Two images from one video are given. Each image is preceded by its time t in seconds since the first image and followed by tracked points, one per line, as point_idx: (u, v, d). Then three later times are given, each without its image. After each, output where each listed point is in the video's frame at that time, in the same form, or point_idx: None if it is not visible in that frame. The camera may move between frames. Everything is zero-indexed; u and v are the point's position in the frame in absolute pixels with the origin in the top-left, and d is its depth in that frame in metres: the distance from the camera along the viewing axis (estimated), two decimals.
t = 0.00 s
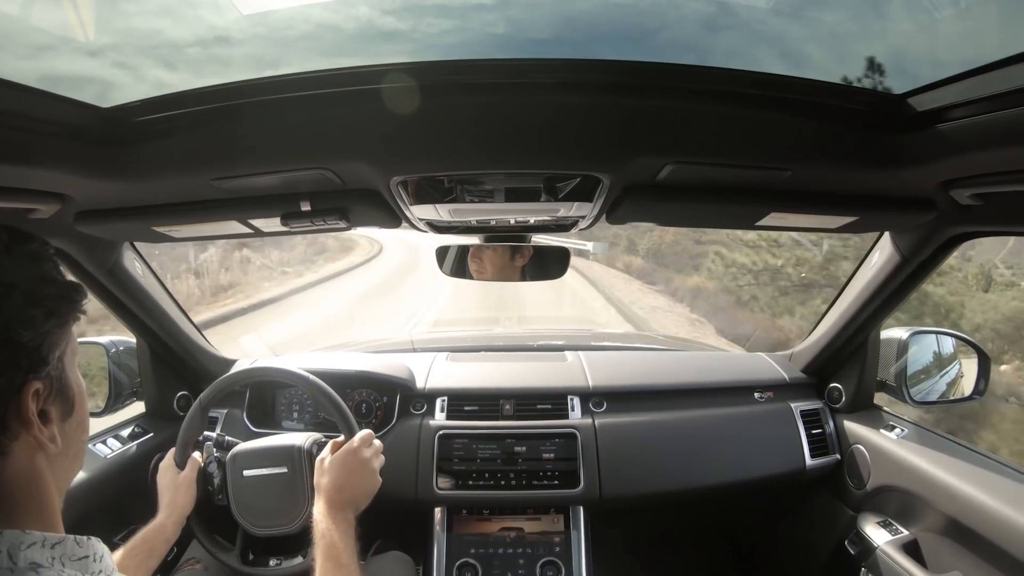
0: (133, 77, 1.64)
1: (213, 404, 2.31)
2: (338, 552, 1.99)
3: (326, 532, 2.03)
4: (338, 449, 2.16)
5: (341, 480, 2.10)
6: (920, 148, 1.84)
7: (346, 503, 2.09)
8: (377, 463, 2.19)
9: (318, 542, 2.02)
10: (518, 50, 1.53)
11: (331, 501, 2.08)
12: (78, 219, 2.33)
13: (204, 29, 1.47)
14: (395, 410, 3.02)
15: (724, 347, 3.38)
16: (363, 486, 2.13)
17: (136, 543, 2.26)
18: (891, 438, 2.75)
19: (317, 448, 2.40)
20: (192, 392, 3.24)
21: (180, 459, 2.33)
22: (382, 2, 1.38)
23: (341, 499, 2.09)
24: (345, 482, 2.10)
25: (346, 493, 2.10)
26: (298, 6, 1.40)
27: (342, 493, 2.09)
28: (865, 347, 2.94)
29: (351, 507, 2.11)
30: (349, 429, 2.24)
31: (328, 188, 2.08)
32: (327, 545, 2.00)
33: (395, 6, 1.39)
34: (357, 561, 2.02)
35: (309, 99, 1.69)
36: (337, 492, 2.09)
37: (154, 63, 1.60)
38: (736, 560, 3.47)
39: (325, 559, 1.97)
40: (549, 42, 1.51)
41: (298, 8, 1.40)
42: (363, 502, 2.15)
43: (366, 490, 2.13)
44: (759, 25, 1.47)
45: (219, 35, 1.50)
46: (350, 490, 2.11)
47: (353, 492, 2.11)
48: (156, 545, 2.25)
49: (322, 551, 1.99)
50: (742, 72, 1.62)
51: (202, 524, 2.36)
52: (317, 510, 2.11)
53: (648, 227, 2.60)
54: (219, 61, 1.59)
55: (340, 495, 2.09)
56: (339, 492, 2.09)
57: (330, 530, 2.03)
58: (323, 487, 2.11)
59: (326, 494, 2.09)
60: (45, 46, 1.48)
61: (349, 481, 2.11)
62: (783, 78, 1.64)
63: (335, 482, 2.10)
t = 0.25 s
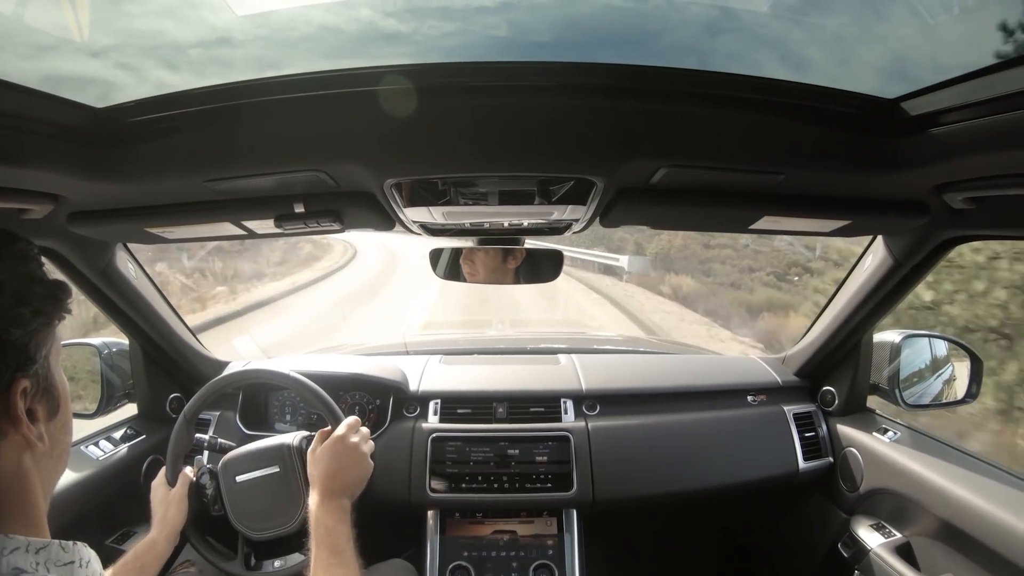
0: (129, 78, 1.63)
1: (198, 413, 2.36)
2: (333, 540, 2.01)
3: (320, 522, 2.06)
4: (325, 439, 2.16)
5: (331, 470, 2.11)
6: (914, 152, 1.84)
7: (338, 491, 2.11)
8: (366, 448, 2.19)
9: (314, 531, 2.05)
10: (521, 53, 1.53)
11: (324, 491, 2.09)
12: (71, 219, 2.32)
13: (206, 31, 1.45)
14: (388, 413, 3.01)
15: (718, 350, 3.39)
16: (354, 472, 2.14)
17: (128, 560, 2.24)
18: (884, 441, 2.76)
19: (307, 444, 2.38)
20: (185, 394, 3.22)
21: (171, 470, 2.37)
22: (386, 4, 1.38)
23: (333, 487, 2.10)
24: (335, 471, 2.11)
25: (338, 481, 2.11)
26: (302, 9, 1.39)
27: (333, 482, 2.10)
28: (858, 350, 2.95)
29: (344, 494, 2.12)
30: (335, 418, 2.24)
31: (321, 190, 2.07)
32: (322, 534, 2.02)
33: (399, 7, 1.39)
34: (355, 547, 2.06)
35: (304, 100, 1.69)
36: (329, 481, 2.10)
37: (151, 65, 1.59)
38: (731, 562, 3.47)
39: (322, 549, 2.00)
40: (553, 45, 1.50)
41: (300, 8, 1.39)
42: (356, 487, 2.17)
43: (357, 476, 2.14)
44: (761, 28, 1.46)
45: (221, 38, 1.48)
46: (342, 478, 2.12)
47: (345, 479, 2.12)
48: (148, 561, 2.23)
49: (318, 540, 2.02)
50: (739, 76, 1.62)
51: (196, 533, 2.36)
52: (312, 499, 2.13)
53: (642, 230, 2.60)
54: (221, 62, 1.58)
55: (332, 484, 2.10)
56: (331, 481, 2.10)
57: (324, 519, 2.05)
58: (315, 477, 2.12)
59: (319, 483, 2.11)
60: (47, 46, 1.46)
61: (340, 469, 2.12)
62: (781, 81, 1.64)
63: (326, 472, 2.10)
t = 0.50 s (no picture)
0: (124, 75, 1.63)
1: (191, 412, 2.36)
2: (328, 506, 2.00)
3: (314, 492, 2.04)
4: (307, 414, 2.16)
5: (319, 441, 2.11)
6: (908, 153, 1.85)
7: (328, 461, 2.10)
8: (351, 416, 2.21)
9: (309, 502, 2.03)
10: (531, 53, 1.54)
11: (315, 463, 2.09)
12: (64, 217, 2.31)
13: (219, 34, 1.48)
14: (381, 412, 3.01)
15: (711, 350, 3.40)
16: (342, 440, 2.15)
17: None
18: (877, 441, 2.77)
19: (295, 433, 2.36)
20: (178, 392, 3.21)
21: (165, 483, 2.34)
22: (399, 9, 1.40)
23: (324, 458, 2.10)
24: (322, 442, 2.12)
25: (328, 451, 2.11)
26: (316, 11, 1.40)
27: (323, 453, 2.10)
28: (851, 350, 2.95)
29: (336, 463, 2.12)
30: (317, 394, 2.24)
31: (314, 188, 2.07)
32: (317, 503, 2.00)
33: (410, 11, 1.41)
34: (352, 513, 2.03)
35: (300, 98, 1.69)
36: (319, 453, 2.10)
37: (147, 62, 1.59)
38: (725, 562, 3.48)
39: (317, 517, 1.97)
40: (562, 47, 1.53)
41: (314, 13, 1.41)
42: (346, 457, 2.17)
43: (346, 444, 2.15)
44: (764, 27, 1.46)
45: (233, 41, 1.50)
46: (330, 448, 2.12)
47: (334, 449, 2.13)
48: None
49: (312, 510, 1.99)
50: (733, 76, 1.63)
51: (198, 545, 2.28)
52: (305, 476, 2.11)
53: (636, 229, 2.60)
54: (235, 65, 1.58)
55: (322, 455, 2.10)
56: (321, 453, 2.10)
57: (318, 488, 2.04)
58: (305, 453, 2.12)
59: (309, 457, 2.10)
60: (60, 49, 1.50)
61: (327, 439, 2.12)
62: (776, 81, 1.65)
63: (314, 445, 2.11)
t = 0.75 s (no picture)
0: (115, 70, 1.61)
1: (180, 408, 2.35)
2: (316, 483, 2.01)
3: (303, 469, 2.05)
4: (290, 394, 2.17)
5: (305, 418, 2.12)
6: (902, 152, 1.85)
7: (315, 437, 2.11)
8: (333, 390, 2.20)
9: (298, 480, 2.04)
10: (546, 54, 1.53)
11: (302, 440, 2.10)
12: (56, 210, 2.30)
13: (237, 38, 1.47)
14: (374, 407, 3.01)
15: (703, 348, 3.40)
16: (328, 414, 2.16)
17: None
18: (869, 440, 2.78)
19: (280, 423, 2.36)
20: (169, 387, 3.21)
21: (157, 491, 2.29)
22: (417, 12, 1.38)
23: (310, 434, 2.11)
24: (308, 419, 2.13)
25: (314, 427, 2.12)
26: (333, 15, 1.39)
27: (309, 430, 2.11)
28: (844, 349, 2.97)
29: (323, 438, 2.12)
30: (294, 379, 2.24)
31: (307, 183, 2.06)
32: (305, 480, 2.01)
33: (430, 15, 1.39)
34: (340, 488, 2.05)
35: (292, 94, 1.67)
36: (305, 430, 2.11)
37: (138, 58, 1.57)
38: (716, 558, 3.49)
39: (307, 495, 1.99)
40: (580, 48, 1.51)
41: (332, 17, 1.39)
42: (334, 430, 2.18)
43: (332, 417, 2.16)
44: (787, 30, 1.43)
45: (252, 45, 1.50)
46: (316, 424, 2.12)
47: (320, 424, 2.13)
48: None
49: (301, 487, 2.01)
50: (730, 77, 1.61)
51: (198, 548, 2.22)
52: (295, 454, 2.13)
53: (629, 226, 2.60)
54: (225, 61, 1.57)
55: (309, 431, 2.11)
56: (307, 430, 2.11)
57: (305, 465, 2.05)
58: (292, 433, 2.13)
59: (296, 436, 2.12)
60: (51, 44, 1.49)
61: (313, 415, 2.13)
62: (774, 82, 1.64)
63: (300, 423, 2.12)
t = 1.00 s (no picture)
0: (107, 72, 1.60)
1: (172, 413, 2.34)
2: (306, 472, 2.02)
3: (292, 459, 2.05)
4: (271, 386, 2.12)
5: (290, 408, 2.09)
6: (893, 153, 1.86)
7: (302, 426, 2.09)
8: (315, 377, 2.14)
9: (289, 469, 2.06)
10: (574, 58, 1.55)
11: (289, 430, 2.08)
12: (49, 213, 2.29)
13: (263, 41, 1.48)
14: (368, 410, 3.00)
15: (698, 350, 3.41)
16: (312, 402, 2.12)
17: None
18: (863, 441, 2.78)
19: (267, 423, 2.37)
20: (162, 390, 3.20)
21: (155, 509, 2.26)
22: (443, 15, 1.39)
23: (297, 424, 2.09)
24: (292, 409, 2.09)
25: (300, 417, 2.09)
26: (360, 18, 1.40)
27: (295, 419, 2.09)
28: (837, 351, 2.97)
29: (310, 427, 2.11)
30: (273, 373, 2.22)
31: (300, 186, 2.06)
32: (296, 469, 2.03)
33: (454, 17, 1.40)
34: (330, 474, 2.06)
35: (284, 97, 1.67)
36: (292, 419, 2.09)
37: (131, 60, 1.56)
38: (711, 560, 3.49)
39: (297, 483, 2.01)
40: (604, 48, 1.51)
41: (359, 21, 1.41)
42: (321, 416, 2.15)
43: (316, 405, 2.12)
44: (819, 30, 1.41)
45: (279, 49, 1.51)
46: (302, 413, 2.10)
47: (305, 412, 2.11)
48: None
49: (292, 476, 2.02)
50: (723, 79, 1.62)
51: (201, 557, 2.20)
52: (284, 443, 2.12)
53: (623, 229, 2.61)
54: (218, 64, 1.57)
55: (295, 421, 2.09)
56: (293, 419, 2.09)
57: (295, 455, 2.05)
58: (279, 423, 2.11)
59: (283, 425, 2.10)
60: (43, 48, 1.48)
61: (297, 405, 2.09)
62: (766, 84, 1.64)
63: (286, 414, 2.09)
